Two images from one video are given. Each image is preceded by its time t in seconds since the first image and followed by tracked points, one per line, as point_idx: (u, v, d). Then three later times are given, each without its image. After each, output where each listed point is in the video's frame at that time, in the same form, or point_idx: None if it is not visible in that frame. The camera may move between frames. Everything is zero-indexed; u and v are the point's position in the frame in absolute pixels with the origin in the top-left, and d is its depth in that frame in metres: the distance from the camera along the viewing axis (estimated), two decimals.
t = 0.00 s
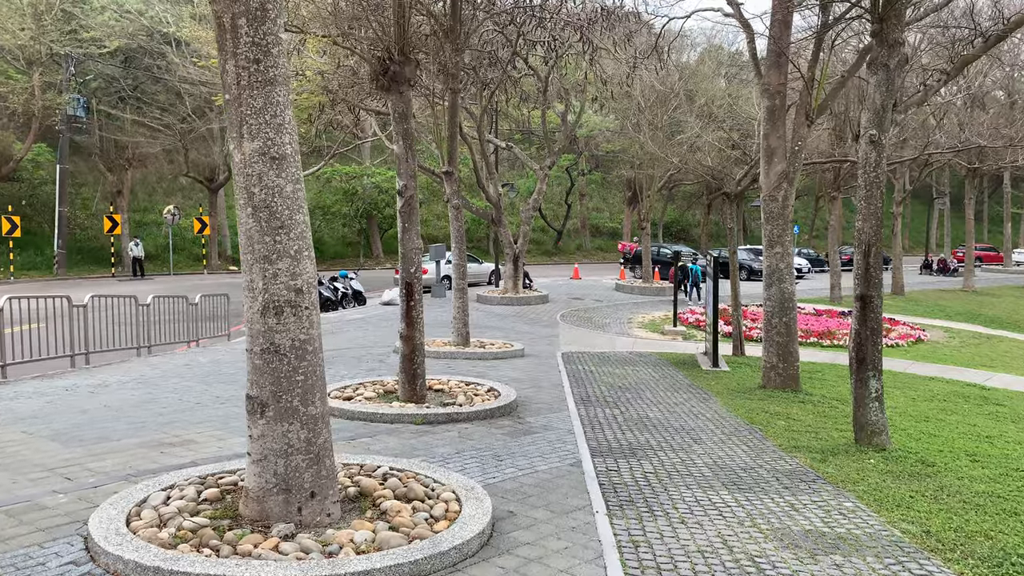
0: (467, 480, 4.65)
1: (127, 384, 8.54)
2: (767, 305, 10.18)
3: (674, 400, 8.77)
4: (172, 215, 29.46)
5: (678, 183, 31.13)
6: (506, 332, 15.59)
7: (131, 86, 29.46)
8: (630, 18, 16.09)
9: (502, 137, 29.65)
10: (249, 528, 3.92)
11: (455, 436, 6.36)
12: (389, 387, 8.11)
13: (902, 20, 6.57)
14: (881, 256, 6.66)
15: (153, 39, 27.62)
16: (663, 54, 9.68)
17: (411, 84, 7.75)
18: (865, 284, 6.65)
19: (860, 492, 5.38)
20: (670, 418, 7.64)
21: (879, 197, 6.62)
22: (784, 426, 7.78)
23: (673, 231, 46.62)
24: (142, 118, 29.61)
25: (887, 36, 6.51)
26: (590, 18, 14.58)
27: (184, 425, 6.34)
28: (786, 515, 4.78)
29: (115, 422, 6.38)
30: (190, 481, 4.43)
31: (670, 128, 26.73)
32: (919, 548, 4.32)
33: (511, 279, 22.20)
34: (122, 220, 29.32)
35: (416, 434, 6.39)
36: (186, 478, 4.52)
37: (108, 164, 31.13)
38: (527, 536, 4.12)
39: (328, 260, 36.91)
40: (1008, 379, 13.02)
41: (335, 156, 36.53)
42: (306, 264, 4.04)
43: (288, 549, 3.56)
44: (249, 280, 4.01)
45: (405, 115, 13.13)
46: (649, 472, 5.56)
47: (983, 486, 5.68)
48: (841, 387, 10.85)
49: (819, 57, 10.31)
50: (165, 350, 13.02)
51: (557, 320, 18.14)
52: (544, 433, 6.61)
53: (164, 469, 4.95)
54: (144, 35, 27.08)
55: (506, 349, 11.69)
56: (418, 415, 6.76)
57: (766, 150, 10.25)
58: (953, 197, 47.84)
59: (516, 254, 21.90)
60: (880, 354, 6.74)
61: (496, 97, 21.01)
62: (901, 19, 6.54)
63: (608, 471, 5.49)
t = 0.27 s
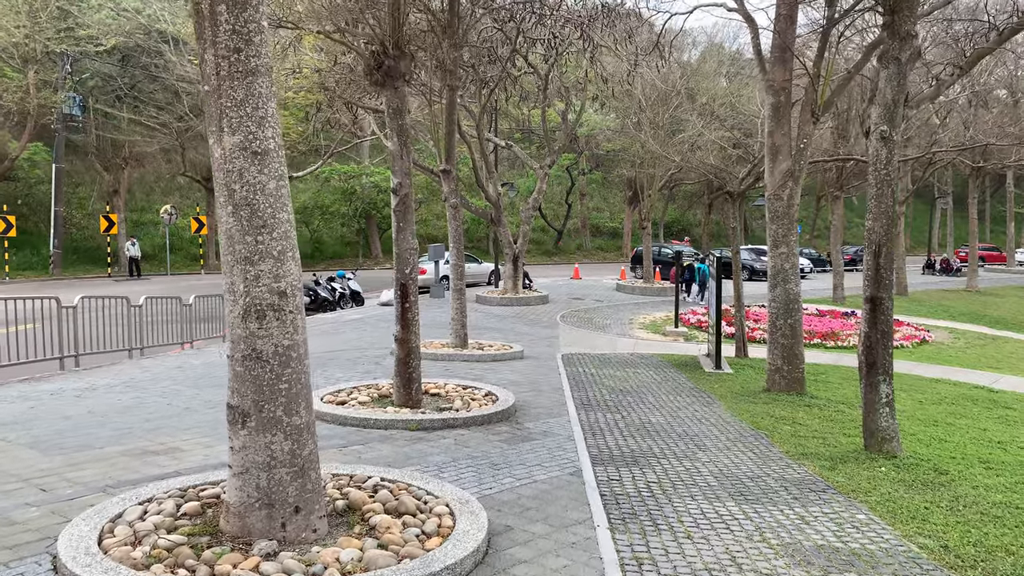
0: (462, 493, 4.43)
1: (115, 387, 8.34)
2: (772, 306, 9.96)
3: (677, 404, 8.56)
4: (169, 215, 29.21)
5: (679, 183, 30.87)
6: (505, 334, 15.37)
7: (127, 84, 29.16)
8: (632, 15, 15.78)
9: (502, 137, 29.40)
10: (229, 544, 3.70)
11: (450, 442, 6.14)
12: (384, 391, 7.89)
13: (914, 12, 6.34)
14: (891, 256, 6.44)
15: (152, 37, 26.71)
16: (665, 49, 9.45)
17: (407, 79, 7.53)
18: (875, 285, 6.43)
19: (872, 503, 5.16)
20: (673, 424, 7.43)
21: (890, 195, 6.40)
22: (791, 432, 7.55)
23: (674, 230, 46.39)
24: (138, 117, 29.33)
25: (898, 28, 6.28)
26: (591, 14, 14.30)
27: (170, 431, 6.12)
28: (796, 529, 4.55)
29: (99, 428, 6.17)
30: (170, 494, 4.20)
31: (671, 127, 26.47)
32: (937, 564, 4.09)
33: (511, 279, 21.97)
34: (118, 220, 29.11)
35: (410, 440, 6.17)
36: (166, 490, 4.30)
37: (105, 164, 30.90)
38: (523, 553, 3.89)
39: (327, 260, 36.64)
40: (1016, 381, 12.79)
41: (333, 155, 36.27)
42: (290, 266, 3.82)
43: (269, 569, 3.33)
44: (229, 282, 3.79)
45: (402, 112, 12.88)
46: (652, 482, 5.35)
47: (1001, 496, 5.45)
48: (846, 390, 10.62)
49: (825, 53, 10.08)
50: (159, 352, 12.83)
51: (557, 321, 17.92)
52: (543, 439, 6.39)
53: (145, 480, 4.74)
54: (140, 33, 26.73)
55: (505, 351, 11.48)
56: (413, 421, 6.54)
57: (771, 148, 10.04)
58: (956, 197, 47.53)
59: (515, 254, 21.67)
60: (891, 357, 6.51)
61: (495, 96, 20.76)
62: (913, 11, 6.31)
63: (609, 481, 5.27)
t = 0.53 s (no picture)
0: (456, 504, 4.21)
1: (102, 391, 8.11)
2: (777, 307, 9.74)
3: (680, 408, 8.33)
4: (166, 216, 28.95)
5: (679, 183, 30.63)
6: (504, 335, 15.15)
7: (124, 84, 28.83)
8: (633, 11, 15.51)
9: (501, 136, 29.16)
10: (206, 560, 3.48)
11: (446, 448, 5.92)
12: (378, 395, 7.66)
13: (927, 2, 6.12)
14: (903, 256, 6.22)
15: (149, 37, 25.99)
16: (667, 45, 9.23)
17: (401, 73, 7.30)
18: (886, 285, 6.20)
19: (885, 513, 4.94)
20: (676, 429, 7.20)
21: (901, 192, 6.17)
22: (798, 437, 7.33)
23: (675, 231, 46.16)
24: (135, 117, 29.02)
25: (910, 18, 6.05)
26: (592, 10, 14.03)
27: (154, 437, 5.89)
28: (809, 542, 4.32)
29: (81, 434, 5.94)
30: (147, 506, 3.98)
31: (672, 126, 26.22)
32: None
33: (510, 280, 21.74)
34: (114, 220, 28.85)
35: (403, 447, 5.95)
36: (143, 501, 4.07)
37: (101, 164, 30.64)
38: (519, 569, 3.67)
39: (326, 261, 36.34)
40: None
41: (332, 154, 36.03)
42: (272, 264, 3.59)
43: None
44: (207, 281, 3.57)
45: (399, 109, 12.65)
46: (656, 491, 5.12)
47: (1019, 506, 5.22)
48: (853, 393, 10.40)
49: (831, 48, 9.85)
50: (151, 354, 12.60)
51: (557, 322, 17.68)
52: (542, 445, 6.17)
53: (123, 490, 4.51)
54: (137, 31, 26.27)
55: (504, 353, 11.25)
56: (408, 426, 6.32)
57: (776, 145, 9.81)
58: (959, 197, 47.28)
59: (515, 254, 21.44)
60: (902, 360, 6.29)
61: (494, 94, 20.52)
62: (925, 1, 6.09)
63: (611, 490, 5.05)
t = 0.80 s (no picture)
0: (451, 521, 3.97)
1: (90, 397, 7.88)
2: (783, 310, 9.50)
3: (685, 414, 8.10)
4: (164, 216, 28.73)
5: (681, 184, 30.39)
6: (504, 338, 14.91)
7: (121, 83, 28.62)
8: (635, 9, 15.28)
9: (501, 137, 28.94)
10: None
11: (443, 458, 5.69)
12: (374, 401, 7.43)
13: None
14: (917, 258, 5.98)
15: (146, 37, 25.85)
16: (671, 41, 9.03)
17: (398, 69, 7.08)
18: (900, 288, 5.96)
19: (903, 528, 4.69)
20: (682, 436, 6.97)
21: (915, 191, 5.94)
22: (807, 445, 7.10)
23: (677, 232, 45.96)
24: (132, 117, 28.82)
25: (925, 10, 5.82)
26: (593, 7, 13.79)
27: (139, 446, 5.67)
28: (824, 561, 4.08)
29: (63, 444, 5.71)
30: (123, 525, 3.74)
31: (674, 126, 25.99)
32: None
33: (511, 281, 21.50)
34: (111, 221, 28.64)
35: (398, 457, 5.72)
36: (119, 519, 3.83)
37: (98, 164, 30.45)
38: None
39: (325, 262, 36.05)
40: None
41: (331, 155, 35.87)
42: (253, 267, 3.37)
43: None
44: (185, 286, 3.34)
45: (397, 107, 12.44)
46: (662, 505, 4.89)
47: None
48: (862, 398, 10.17)
49: (838, 45, 9.64)
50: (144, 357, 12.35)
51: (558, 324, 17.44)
52: (542, 454, 5.94)
53: (101, 505, 4.27)
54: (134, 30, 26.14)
55: (504, 357, 11.01)
56: (403, 434, 6.09)
57: (782, 144, 9.58)
58: (963, 199, 47.00)
59: (515, 256, 21.21)
60: (917, 366, 6.05)
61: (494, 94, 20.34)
62: None
63: (615, 504, 4.82)
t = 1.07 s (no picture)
0: (448, 537, 3.75)
1: (79, 401, 7.66)
2: (791, 312, 9.28)
3: (691, 419, 7.88)
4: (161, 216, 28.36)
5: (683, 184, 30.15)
6: (506, 340, 14.69)
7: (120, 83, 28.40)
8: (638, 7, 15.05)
9: (502, 137, 28.71)
10: None
11: (441, 467, 5.47)
12: (370, 405, 7.20)
13: None
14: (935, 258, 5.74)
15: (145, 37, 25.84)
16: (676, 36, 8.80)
17: (395, 63, 6.84)
18: (917, 290, 5.72)
19: (925, 543, 4.45)
20: (688, 443, 6.75)
21: (933, 189, 5.71)
22: (818, 452, 6.86)
23: (678, 233, 45.71)
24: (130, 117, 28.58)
25: None
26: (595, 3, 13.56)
27: (125, 454, 5.45)
28: None
29: (45, 452, 5.50)
30: (101, 542, 3.52)
31: (677, 126, 25.76)
32: None
33: (511, 282, 21.27)
34: (108, 221, 28.43)
35: (395, 465, 5.50)
36: (96, 536, 3.61)
37: (96, 164, 30.21)
38: None
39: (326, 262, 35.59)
40: None
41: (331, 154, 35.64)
42: (236, 267, 3.14)
43: None
44: (163, 289, 3.10)
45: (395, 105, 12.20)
46: (671, 518, 4.66)
47: None
48: (871, 402, 9.94)
49: (847, 41, 9.41)
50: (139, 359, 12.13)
51: (560, 326, 17.22)
52: (545, 462, 5.72)
53: (79, 520, 4.06)
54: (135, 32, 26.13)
55: (505, 359, 10.79)
56: (401, 441, 5.87)
57: (789, 142, 9.35)
58: (967, 199, 46.72)
59: (516, 256, 20.99)
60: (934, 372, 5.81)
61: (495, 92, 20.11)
62: None
63: (622, 517, 4.60)
